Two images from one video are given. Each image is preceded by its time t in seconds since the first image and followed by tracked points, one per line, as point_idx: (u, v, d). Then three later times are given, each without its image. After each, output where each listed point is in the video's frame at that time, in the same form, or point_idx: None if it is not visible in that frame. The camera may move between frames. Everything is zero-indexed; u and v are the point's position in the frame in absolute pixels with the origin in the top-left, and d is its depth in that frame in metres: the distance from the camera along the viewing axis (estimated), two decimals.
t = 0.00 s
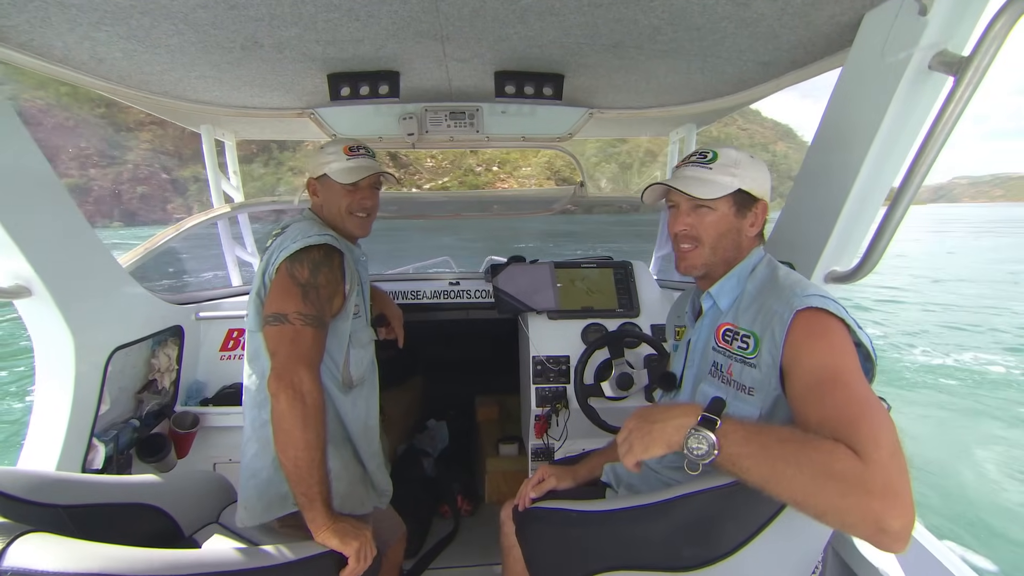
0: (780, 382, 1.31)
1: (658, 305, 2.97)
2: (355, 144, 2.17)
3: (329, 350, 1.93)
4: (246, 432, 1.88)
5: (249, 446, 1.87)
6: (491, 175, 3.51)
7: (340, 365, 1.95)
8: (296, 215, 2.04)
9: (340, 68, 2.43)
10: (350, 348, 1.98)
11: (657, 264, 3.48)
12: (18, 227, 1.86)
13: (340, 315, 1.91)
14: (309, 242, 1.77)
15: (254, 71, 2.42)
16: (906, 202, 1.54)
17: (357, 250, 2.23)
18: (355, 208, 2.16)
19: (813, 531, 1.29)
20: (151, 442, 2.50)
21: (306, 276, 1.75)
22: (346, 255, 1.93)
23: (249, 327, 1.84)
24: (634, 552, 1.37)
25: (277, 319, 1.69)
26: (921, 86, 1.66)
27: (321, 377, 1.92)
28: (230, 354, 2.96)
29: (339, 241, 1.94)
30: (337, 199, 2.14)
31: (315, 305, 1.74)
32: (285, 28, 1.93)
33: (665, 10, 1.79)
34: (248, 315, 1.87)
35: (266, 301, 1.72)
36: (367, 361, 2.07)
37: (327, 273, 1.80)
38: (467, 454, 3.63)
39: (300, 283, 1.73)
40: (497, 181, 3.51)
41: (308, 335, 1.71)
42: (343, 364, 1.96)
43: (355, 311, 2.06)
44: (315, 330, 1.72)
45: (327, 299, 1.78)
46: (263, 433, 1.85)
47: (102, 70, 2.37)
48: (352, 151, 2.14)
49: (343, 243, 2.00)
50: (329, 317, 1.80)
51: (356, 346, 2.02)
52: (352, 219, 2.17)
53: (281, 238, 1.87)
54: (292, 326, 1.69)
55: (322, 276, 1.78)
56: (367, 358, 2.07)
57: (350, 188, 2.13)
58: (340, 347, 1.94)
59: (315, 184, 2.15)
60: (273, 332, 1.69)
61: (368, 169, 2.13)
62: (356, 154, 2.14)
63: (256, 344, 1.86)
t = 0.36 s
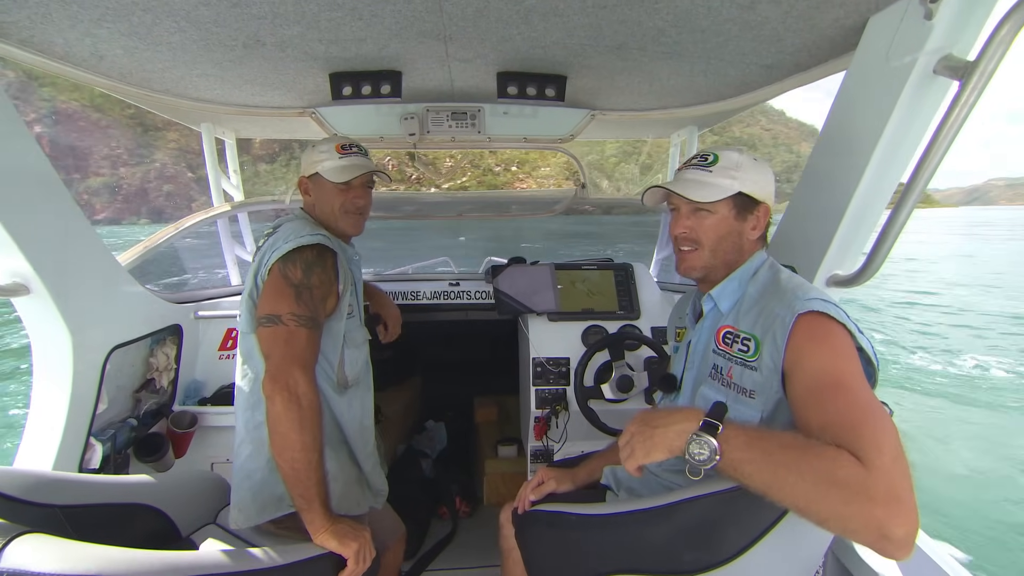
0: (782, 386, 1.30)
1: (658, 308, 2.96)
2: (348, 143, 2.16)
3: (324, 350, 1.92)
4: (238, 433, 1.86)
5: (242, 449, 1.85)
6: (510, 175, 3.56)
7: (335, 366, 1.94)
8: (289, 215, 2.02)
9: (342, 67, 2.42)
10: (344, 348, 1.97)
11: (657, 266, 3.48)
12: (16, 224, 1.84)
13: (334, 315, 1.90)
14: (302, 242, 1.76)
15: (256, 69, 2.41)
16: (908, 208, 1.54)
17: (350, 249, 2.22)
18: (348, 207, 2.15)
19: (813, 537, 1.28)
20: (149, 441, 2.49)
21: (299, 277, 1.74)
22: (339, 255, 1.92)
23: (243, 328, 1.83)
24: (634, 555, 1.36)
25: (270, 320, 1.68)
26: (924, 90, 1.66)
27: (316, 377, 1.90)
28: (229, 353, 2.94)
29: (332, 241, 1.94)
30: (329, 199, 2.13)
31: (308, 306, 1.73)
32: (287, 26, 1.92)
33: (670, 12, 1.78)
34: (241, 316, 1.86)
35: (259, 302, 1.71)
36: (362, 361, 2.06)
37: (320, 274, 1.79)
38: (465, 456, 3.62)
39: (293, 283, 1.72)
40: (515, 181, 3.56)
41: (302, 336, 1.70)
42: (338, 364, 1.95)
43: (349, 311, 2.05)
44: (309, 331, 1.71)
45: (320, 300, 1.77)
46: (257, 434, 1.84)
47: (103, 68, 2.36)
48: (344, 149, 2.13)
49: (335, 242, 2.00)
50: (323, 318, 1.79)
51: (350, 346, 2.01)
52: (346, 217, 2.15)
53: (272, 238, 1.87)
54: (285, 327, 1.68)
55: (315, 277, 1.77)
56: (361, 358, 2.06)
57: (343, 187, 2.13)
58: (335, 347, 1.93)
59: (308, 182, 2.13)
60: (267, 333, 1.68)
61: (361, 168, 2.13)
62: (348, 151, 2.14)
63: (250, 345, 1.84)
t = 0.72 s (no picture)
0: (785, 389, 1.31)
1: (660, 309, 2.97)
2: (346, 140, 2.16)
3: (324, 349, 1.93)
4: (241, 433, 1.86)
5: (245, 449, 1.85)
6: (526, 171, 3.52)
7: (336, 364, 1.95)
8: (286, 214, 2.02)
9: (348, 66, 2.42)
10: (344, 346, 1.97)
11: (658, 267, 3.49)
12: (20, 220, 1.84)
13: (333, 314, 1.90)
14: (299, 242, 1.76)
15: (261, 68, 2.41)
16: (912, 211, 1.55)
17: (349, 246, 2.23)
18: (347, 204, 2.15)
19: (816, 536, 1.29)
20: (151, 439, 2.49)
21: (297, 276, 1.74)
22: (337, 254, 1.92)
23: (243, 328, 1.83)
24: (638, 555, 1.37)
25: (270, 320, 1.68)
26: (928, 95, 1.67)
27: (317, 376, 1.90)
28: (231, 351, 2.94)
29: (331, 240, 1.94)
30: (328, 197, 2.13)
31: (307, 305, 1.72)
32: (294, 25, 1.92)
33: (677, 15, 1.79)
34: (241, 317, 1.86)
35: (258, 302, 1.71)
36: (363, 359, 2.06)
37: (318, 272, 1.79)
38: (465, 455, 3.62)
39: (291, 283, 1.72)
40: (532, 178, 3.53)
41: (301, 335, 1.70)
42: (339, 363, 1.95)
43: (349, 309, 2.05)
44: (308, 330, 1.71)
45: (319, 299, 1.77)
46: (259, 434, 1.84)
47: (109, 65, 2.36)
48: (342, 146, 2.13)
49: (333, 241, 2.00)
50: (322, 317, 1.79)
51: (351, 344, 2.01)
52: (346, 215, 2.16)
53: (270, 237, 1.88)
54: (284, 327, 1.68)
55: (313, 276, 1.77)
56: (362, 356, 2.06)
57: (342, 184, 2.13)
58: (335, 346, 1.93)
59: (306, 180, 2.14)
60: (266, 333, 1.68)
61: (360, 164, 2.13)
62: (347, 148, 2.14)
63: (250, 345, 1.84)
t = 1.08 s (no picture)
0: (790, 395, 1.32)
1: (662, 312, 2.97)
2: (355, 138, 2.17)
3: (329, 348, 1.93)
4: (245, 433, 1.86)
5: (249, 448, 1.86)
6: (546, 170, 3.53)
7: (341, 364, 1.95)
8: (293, 212, 2.03)
9: (353, 66, 2.42)
10: (350, 345, 1.97)
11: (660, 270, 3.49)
12: (25, 215, 1.83)
13: (339, 313, 1.90)
14: (305, 241, 1.76)
15: (267, 66, 2.41)
16: (918, 218, 1.56)
17: (356, 246, 2.23)
18: (354, 203, 2.15)
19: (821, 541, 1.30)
20: (152, 436, 2.49)
21: (304, 275, 1.74)
22: (344, 253, 1.92)
23: (249, 327, 1.83)
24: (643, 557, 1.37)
25: (275, 319, 1.68)
26: (935, 102, 1.68)
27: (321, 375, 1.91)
28: (233, 350, 2.94)
29: (337, 239, 1.94)
30: (337, 193, 2.13)
31: (313, 305, 1.72)
32: (302, 24, 1.92)
33: (685, 19, 1.79)
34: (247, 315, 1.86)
35: (264, 301, 1.71)
36: (368, 359, 2.06)
37: (324, 271, 1.79)
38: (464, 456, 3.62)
39: (298, 282, 1.72)
40: (551, 177, 3.56)
41: (307, 335, 1.70)
42: (344, 362, 1.95)
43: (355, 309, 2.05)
44: (314, 330, 1.71)
45: (325, 298, 1.77)
46: (263, 434, 1.84)
47: (114, 61, 2.35)
48: (351, 145, 2.14)
49: (340, 240, 2.00)
50: (328, 316, 1.79)
51: (356, 343, 2.01)
52: (352, 213, 2.15)
53: (276, 236, 1.88)
54: (290, 326, 1.68)
55: (320, 275, 1.77)
56: (368, 356, 2.06)
57: (350, 183, 2.13)
58: (340, 345, 1.93)
59: (314, 178, 2.14)
60: (272, 332, 1.68)
61: (368, 163, 2.13)
62: (356, 147, 2.15)
63: (256, 344, 1.85)
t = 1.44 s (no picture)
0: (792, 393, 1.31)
1: (664, 310, 2.96)
2: (359, 137, 2.16)
3: (331, 346, 1.93)
4: (246, 430, 1.86)
5: (250, 444, 1.85)
6: (565, 170, 3.48)
7: (343, 362, 1.95)
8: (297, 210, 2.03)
9: (353, 64, 2.42)
10: (352, 344, 1.97)
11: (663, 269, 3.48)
12: (24, 212, 1.83)
13: (341, 311, 1.90)
14: (309, 239, 1.76)
15: (267, 64, 2.41)
16: (920, 216, 1.54)
17: (358, 244, 2.23)
18: (358, 201, 2.15)
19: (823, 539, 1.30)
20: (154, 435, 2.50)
21: (307, 273, 1.74)
22: (347, 251, 1.92)
23: (251, 324, 1.83)
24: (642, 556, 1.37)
25: (278, 317, 1.68)
26: (937, 98, 1.66)
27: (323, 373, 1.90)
28: (234, 348, 2.94)
29: (340, 237, 1.93)
30: (340, 191, 2.12)
31: (316, 303, 1.72)
32: (300, 22, 1.92)
33: (685, 15, 1.78)
34: (250, 312, 1.86)
35: (267, 298, 1.71)
36: (370, 357, 2.06)
37: (327, 270, 1.79)
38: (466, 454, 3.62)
39: (301, 280, 1.72)
40: (572, 177, 3.49)
41: (310, 333, 1.70)
42: (346, 360, 1.95)
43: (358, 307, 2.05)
44: (316, 328, 1.71)
45: (328, 297, 1.77)
46: (263, 432, 1.84)
47: (114, 60, 2.36)
48: (355, 143, 2.13)
49: (343, 238, 2.00)
50: (330, 315, 1.79)
51: (358, 341, 2.01)
52: (356, 211, 2.15)
53: (280, 234, 1.87)
54: (292, 324, 1.68)
55: (323, 273, 1.77)
56: (370, 354, 2.06)
57: (354, 181, 2.13)
58: (342, 343, 1.93)
59: (318, 176, 2.14)
60: (274, 330, 1.68)
61: (373, 161, 2.13)
62: (359, 146, 2.14)
63: (258, 341, 1.85)
